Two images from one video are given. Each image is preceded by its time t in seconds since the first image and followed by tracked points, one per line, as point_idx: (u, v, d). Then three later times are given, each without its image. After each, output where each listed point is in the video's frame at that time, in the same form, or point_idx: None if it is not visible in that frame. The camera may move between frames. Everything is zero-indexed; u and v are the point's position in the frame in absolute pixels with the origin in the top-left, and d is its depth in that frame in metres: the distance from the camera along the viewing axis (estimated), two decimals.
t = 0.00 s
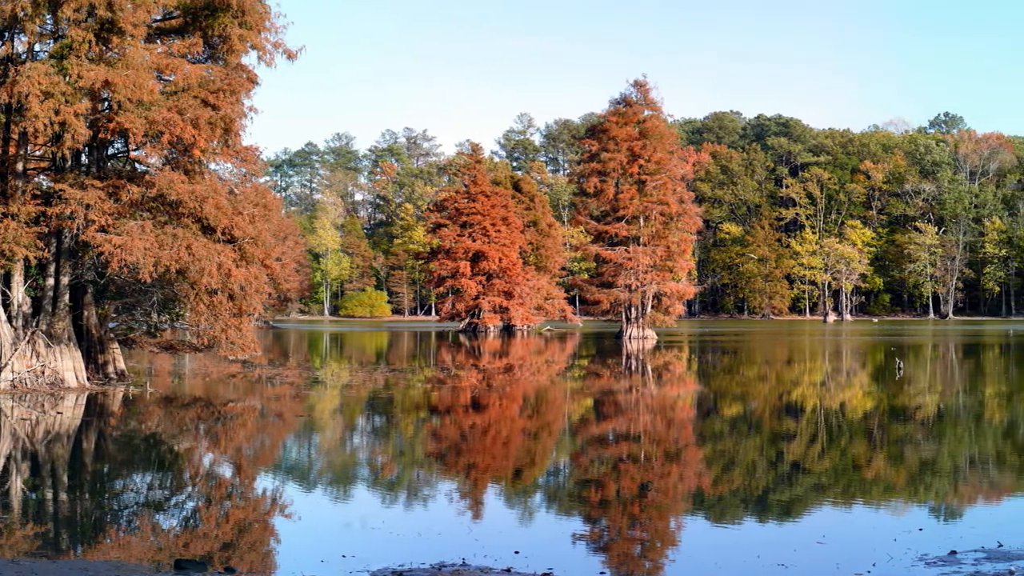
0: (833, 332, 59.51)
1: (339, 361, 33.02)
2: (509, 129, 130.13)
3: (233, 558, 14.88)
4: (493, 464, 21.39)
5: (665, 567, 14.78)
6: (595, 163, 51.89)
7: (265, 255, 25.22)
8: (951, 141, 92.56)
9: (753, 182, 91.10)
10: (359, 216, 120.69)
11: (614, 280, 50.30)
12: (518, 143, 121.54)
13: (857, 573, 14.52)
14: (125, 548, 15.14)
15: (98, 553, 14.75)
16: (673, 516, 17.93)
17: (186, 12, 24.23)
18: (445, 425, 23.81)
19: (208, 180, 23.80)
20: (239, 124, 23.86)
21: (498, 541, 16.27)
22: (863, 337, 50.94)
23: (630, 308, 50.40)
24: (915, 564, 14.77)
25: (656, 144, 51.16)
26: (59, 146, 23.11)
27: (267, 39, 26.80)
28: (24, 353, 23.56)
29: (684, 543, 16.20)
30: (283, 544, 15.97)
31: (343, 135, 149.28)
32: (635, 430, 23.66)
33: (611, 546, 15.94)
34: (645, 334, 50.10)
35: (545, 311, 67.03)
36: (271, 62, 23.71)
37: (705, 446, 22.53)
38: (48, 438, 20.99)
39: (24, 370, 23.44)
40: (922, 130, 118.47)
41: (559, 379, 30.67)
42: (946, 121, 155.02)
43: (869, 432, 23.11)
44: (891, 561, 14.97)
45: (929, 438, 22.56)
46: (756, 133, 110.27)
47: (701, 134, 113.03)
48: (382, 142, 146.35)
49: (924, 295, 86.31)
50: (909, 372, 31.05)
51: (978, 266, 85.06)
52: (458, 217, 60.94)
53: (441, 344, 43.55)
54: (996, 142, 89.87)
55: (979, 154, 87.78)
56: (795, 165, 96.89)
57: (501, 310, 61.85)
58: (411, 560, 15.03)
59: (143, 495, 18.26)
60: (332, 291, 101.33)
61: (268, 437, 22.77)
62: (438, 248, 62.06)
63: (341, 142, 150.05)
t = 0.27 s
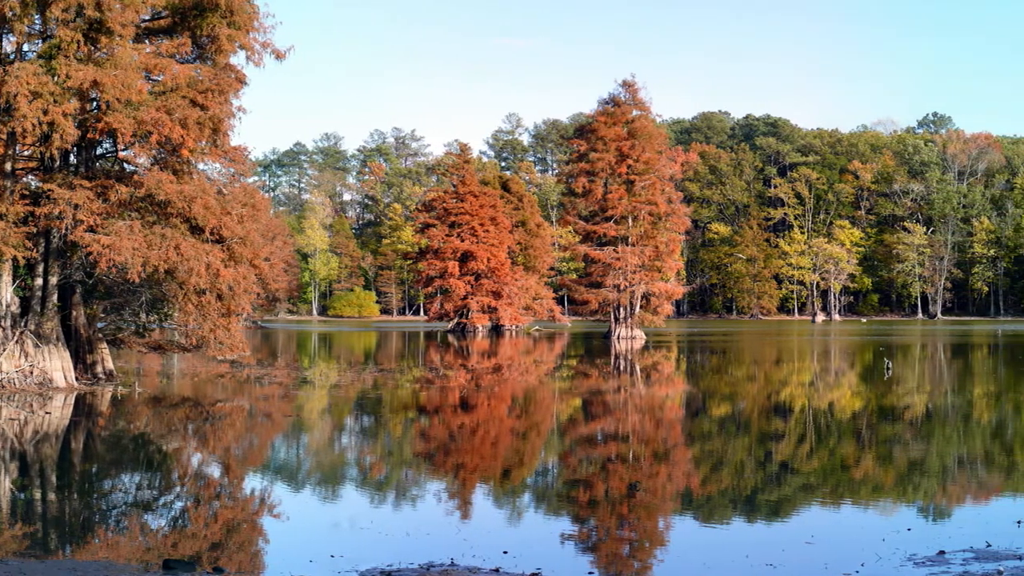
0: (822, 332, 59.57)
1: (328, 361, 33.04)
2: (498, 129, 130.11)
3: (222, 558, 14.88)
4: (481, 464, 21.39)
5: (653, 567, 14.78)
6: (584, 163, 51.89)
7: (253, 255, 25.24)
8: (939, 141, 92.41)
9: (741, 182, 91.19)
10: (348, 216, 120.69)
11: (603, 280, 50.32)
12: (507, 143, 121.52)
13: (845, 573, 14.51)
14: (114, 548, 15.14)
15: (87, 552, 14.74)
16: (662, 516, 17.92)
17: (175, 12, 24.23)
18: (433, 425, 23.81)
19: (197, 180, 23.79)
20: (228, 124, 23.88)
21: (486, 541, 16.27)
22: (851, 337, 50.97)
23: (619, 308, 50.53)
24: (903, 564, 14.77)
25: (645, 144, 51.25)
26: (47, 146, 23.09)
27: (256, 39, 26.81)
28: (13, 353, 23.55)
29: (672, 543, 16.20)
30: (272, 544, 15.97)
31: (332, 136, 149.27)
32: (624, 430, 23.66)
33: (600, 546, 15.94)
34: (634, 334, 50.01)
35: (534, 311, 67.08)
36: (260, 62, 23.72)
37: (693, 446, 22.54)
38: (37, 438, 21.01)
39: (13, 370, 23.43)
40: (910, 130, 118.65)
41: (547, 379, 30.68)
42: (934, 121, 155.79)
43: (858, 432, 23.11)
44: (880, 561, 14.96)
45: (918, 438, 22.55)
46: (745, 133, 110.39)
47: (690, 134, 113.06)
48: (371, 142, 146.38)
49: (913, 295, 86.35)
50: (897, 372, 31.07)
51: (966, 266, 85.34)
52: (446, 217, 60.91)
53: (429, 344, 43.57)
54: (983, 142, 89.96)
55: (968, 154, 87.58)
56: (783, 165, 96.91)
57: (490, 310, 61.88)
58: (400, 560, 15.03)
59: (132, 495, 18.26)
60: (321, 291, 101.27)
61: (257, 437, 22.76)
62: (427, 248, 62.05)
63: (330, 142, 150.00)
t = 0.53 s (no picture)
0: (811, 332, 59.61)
1: (318, 360, 33.05)
2: (486, 129, 130.09)
3: (210, 558, 14.89)
4: (470, 464, 21.38)
5: (642, 567, 14.77)
6: (572, 163, 51.84)
7: (242, 255, 25.26)
8: (928, 140, 92.10)
9: (729, 182, 91.27)
10: (336, 216, 120.68)
11: (591, 280, 50.35)
12: (495, 143, 121.45)
13: (834, 573, 14.50)
14: (102, 548, 15.13)
15: (75, 553, 14.73)
16: (650, 516, 17.91)
17: (164, 12, 24.22)
18: (421, 425, 23.81)
19: (185, 180, 23.78)
20: (216, 124, 23.87)
21: (475, 541, 16.26)
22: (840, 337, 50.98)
23: (607, 308, 51.06)
24: (891, 564, 14.77)
25: (633, 144, 51.34)
26: (36, 146, 23.05)
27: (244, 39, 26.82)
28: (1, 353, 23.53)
29: (661, 543, 16.19)
30: (260, 544, 15.97)
31: (320, 135, 149.23)
32: (612, 430, 23.67)
33: (588, 546, 15.93)
34: (622, 334, 50.45)
35: (523, 311, 67.10)
36: (249, 62, 23.73)
37: (682, 446, 22.53)
38: (25, 438, 21.01)
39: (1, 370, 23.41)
40: (899, 130, 118.82)
41: (536, 379, 30.69)
42: (922, 121, 156.47)
43: (846, 432, 23.10)
44: (868, 561, 14.96)
45: (906, 438, 22.55)
46: (733, 133, 110.47)
47: (678, 134, 113.06)
48: (359, 142, 146.35)
49: (901, 295, 86.39)
50: (885, 373, 31.07)
51: (955, 266, 85.43)
52: (435, 217, 60.92)
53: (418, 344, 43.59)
54: (972, 141, 89.91)
55: (956, 154, 87.43)
56: (772, 165, 96.96)
57: (478, 310, 61.93)
58: (388, 560, 15.02)
59: (120, 495, 18.25)
60: (309, 291, 101.23)
61: (245, 437, 22.75)
62: (415, 248, 62.04)
63: (318, 142, 149.92)
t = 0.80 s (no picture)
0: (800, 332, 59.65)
1: (307, 360, 33.07)
2: (475, 129, 130.13)
3: (199, 558, 14.88)
4: (458, 464, 21.39)
5: (630, 567, 14.76)
6: (560, 163, 51.95)
7: (231, 255, 25.24)
8: (916, 140, 91.78)
9: (718, 182, 91.42)
10: (325, 216, 120.70)
11: (579, 280, 50.38)
12: (484, 143, 121.66)
13: (822, 573, 14.50)
14: (90, 548, 15.12)
15: (63, 553, 14.72)
16: (639, 516, 17.91)
17: (152, 12, 24.21)
18: (410, 425, 23.81)
19: (174, 180, 23.76)
20: (205, 124, 23.84)
21: (463, 541, 16.26)
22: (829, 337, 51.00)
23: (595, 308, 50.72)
24: (880, 564, 14.76)
25: (622, 144, 51.34)
26: (25, 146, 22.97)
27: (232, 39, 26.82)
28: None
29: (650, 543, 16.18)
30: (249, 544, 15.96)
31: (310, 135, 149.26)
32: (601, 430, 23.66)
33: (577, 546, 15.92)
34: (611, 334, 50.27)
35: (512, 311, 67.14)
36: (237, 62, 23.69)
37: (670, 446, 22.54)
38: (14, 438, 21.01)
39: None
40: (888, 130, 119.02)
41: (524, 379, 30.70)
42: (911, 120, 156.84)
43: (834, 432, 23.09)
44: (856, 561, 14.96)
45: (895, 438, 22.55)
46: (722, 133, 110.57)
47: (667, 134, 113.10)
48: (348, 142, 146.49)
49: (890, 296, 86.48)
50: (874, 372, 31.09)
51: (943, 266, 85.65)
52: (423, 217, 60.89)
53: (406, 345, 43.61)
54: (960, 141, 89.04)
55: (944, 154, 87.50)
56: (760, 165, 97.04)
57: (467, 310, 61.99)
58: (377, 560, 15.02)
59: (108, 495, 18.24)
60: (298, 291, 101.23)
61: (234, 437, 22.73)
62: (404, 248, 62.04)
63: (308, 142, 149.95)
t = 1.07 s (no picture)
0: (788, 333, 59.65)
1: (296, 361, 33.06)
2: (464, 130, 130.11)
3: (187, 558, 14.88)
4: (447, 464, 21.38)
5: (619, 567, 14.75)
6: (548, 163, 51.83)
7: (219, 255, 25.24)
8: (905, 140, 92.50)
9: (706, 182, 91.51)
10: (313, 216, 120.71)
11: (568, 280, 50.41)
12: (472, 143, 121.77)
13: (810, 573, 14.49)
14: (79, 548, 15.10)
15: (51, 553, 14.71)
16: (627, 516, 17.91)
17: (141, 12, 24.18)
18: (398, 425, 23.80)
19: (162, 180, 23.74)
20: (194, 124, 23.83)
21: (452, 541, 16.25)
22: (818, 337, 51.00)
23: (584, 308, 50.99)
24: (869, 564, 14.76)
25: (610, 144, 51.33)
26: (13, 146, 22.89)
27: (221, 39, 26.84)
28: None
29: (638, 543, 16.18)
30: (237, 544, 15.97)
31: (298, 136, 149.23)
32: (589, 430, 23.66)
33: (565, 546, 15.91)
34: (599, 334, 50.57)
35: (500, 311, 67.16)
36: (226, 62, 23.70)
37: (658, 446, 22.53)
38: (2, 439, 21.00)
39: None
40: (876, 130, 119.20)
41: (512, 379, 30.71)
42: (899, 120, 157.13)
43: (823, 432, 23.09)
44: (845, 561, 14.95)
45: (883, 438, 22.55)
46: (711, 133, 110.60)
47: (656, 134, 113.11)
48: (337, 142, 146.54)
49: (878, 296, 86.53)
50: (862, 373, 31.12)
51: (932, 266, 85.31)
52: (412, 217, 60.92)
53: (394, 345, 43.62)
54: (948, 141, 89.69)
55: (932, 154, 87.88)
56: (749, 165, 97.12)
57: (455, 310, 62.05)
58: (365, 560, 15.01)
59: (97, 495, 18.22)
60: (286, 291, 101.22)
61: (222, 437, 22.72)
62: (393, 248, 62.00)
63: (296, 142, 149.93)
